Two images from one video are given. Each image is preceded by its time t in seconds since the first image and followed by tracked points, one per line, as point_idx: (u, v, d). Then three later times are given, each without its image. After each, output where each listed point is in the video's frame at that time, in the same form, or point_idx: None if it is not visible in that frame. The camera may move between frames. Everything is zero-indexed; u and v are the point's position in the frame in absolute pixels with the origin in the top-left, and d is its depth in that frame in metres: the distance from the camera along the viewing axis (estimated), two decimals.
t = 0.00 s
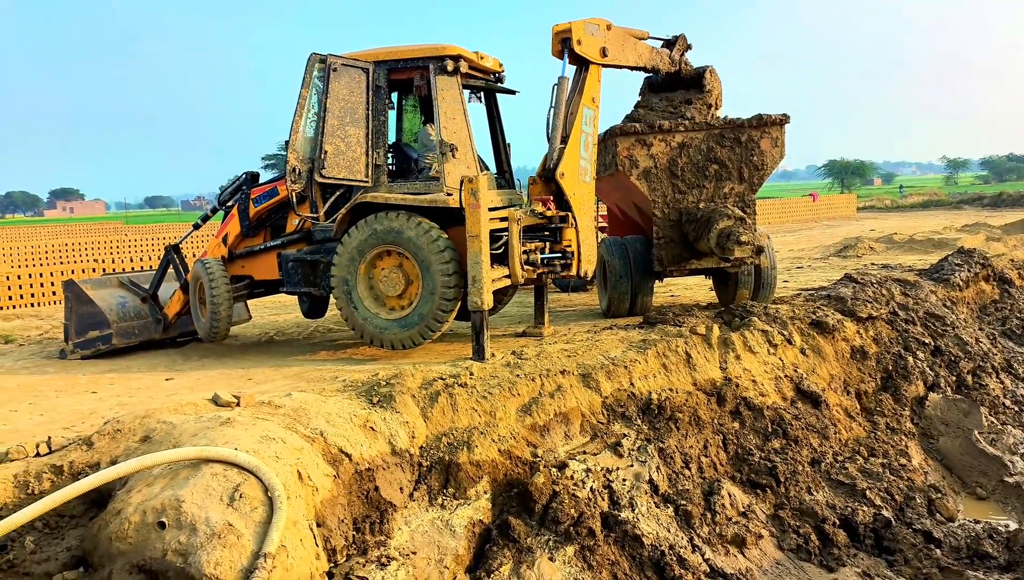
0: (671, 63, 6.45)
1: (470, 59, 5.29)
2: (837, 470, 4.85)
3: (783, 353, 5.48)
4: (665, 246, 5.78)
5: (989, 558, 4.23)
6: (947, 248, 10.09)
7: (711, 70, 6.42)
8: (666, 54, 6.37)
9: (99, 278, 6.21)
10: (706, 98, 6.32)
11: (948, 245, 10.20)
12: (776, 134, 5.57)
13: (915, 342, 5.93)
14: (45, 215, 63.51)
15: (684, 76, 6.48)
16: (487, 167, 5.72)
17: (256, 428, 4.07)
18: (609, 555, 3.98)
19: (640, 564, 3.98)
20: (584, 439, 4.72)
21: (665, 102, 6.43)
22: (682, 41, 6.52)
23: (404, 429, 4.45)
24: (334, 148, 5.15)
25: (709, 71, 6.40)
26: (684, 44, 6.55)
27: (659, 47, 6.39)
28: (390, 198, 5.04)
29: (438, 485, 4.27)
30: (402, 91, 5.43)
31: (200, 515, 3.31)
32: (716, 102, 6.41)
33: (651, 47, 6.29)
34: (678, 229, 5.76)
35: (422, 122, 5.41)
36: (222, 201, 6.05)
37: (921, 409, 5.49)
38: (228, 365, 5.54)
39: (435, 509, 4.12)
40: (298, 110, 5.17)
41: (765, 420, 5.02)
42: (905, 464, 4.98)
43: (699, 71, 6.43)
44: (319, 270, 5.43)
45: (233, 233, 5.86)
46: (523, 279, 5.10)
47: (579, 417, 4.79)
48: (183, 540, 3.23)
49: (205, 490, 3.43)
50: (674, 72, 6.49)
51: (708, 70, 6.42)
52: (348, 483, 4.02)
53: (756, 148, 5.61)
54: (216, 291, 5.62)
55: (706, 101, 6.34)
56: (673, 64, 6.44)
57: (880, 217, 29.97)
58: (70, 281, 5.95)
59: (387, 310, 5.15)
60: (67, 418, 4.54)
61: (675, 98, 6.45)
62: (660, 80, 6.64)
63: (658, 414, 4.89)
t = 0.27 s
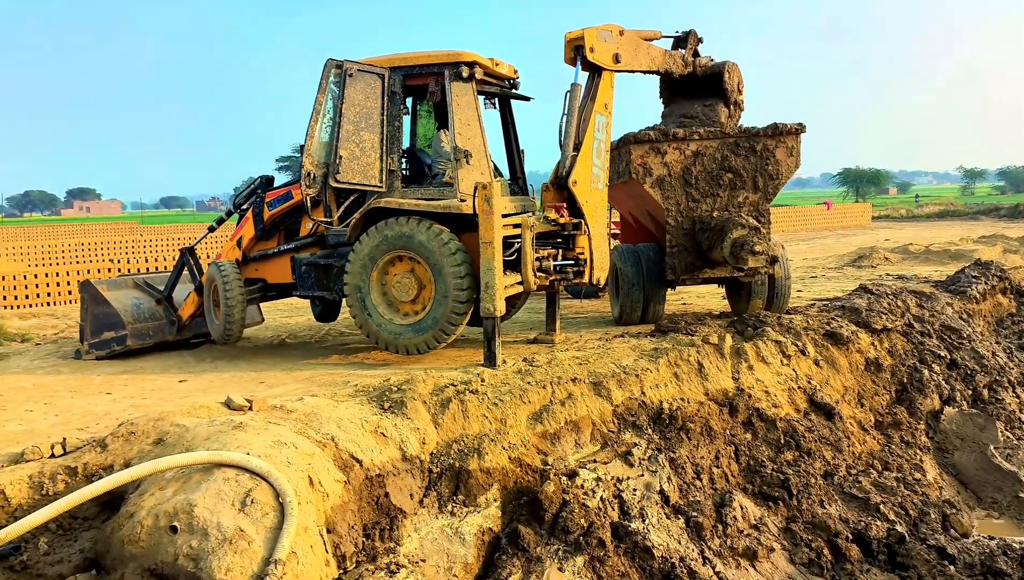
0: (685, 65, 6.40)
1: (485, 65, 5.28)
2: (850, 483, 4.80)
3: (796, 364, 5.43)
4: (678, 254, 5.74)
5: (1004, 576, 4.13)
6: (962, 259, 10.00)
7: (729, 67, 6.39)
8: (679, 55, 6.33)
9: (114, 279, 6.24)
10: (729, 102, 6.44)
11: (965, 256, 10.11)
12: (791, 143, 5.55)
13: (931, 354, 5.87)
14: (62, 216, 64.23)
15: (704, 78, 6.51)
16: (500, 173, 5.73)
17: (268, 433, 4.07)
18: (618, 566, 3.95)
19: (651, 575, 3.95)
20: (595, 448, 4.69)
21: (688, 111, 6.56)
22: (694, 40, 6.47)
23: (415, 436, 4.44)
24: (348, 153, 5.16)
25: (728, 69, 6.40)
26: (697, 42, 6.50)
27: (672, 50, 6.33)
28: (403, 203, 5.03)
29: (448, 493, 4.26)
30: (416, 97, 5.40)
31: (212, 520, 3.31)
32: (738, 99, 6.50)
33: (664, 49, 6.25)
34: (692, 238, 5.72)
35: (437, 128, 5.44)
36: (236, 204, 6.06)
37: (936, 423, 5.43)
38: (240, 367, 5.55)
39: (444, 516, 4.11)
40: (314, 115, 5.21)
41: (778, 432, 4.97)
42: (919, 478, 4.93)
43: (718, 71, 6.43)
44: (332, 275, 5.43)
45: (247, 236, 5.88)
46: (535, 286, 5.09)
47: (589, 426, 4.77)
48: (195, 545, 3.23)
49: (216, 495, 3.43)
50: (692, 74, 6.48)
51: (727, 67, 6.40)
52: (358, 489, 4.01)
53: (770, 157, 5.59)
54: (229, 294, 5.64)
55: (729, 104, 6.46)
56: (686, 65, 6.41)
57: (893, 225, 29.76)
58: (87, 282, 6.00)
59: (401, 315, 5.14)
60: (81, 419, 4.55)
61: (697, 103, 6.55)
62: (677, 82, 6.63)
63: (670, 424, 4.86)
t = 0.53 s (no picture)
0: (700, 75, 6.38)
1: (503, 76, 5.29)
2: (867, 500, 4.73)
3: (813, 379, 5.38)
4: (694, 267, 5.72)
5: None
6: (983, 275, 9.89)
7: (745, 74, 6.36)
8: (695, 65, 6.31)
9: (133, 284, 6.31)
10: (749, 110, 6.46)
11: (985, 271, 10.00)
12: (809, 157, 5.53)
13: (950, 371, 5.80)
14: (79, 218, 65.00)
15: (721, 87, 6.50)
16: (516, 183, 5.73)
17: (283, 441, 4.07)
18: None
19: None
20: (609, 460, 4.66)
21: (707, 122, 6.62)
22: (707, 47, 6.45)
23: (428, 446, 4.41)
24: (365, 162, 5.18)
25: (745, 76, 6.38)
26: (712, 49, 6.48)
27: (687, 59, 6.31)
28: (419, 213, 5.04)
29: (461, 504, 4.24)
30: (433, 107, 5.46)
31: (226, 529, 3.31)
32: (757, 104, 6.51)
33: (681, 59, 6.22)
34: (708, 251, 5.70)
35: (453, 139, 5.51)
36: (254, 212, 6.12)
37: (955, 440, 5.36)
38: (255, 374, 5.57)
39: (457, 528, 4.10)
40: (332, 124, 5.21)
41: (794, 447, 4.92)
42: (938, 496, 4.85)
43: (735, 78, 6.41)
44: (348, 283, 5.45)
45: (263, 244, 5.91)
46: (550, 297, 5.08)
47: (603, 438, 4.73)
48: (209, 553, 3.23)
49: (231, 503, 3.43)
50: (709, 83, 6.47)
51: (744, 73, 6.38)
52: (371, 498, 4.00)
53: (788, 170, 5.58)
54: (245, 301, 5.67)
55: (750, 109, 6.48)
56: (702, 75, 6.39)
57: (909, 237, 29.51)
58: (105, 287, 6.07)
59: (417, 325, 5.13)
60: (98, 424, 4.57)
61: (716, 113, 6.58)
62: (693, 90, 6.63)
63: (684, 438, 4.81)
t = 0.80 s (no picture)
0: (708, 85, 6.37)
1: (512, 88, 5.30)
2: (880, 515, 4.66)
3: (825, 393, 5.35)
4: (704, 279, 5.70)
5: None
6: (996, 287, 9.83)
7: (752, 81, 6.34)
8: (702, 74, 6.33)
9: (143, 296, 6.33)
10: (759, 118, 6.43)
11: (998, 283, 9.95)
12: (820, 168, 5.51)
13: (963, 384, 5.75)
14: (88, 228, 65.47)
15: (728, 96, 6.49)
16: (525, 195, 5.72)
17: (292, 454, 4.04)
18: None
19: None
20: (619, 474, 4.62)
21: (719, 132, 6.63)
22: (713, 55, 6.45)
23: (437, 459, 4.39)
24: (375, 174, 5.19)
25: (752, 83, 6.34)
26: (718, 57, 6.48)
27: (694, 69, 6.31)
28: (428, 225, 5.04)
29: (470, 517, 4.21)
30: (442, 119, 5.44)
31: (235, 542, 3.28)
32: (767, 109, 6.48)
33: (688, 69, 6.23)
34: (718, 263, 5.68)
35: (462, 150, 5.50)
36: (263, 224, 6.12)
37: (969, 454, 5.30)
38: (264, 386, 5.57)
39: (466, 541, 4.07)
40: (342, 137, 5.24)
41: (805, 461, 4.87)
42: (953, 511, 4.77)
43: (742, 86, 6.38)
44: (356, 295, 5.44)
45: (272, 255, 5.94)
46: (560, 309, 5.06)
47: (613, 451, 4.69)
48: (218, 566, 3.20)
49: (240, 517, 3.41)
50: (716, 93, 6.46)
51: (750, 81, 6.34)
52: (380, 512, 3.98)
53: (799, 181, 5.57)
54: (254, 313, 5.68)
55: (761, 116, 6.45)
56: (710, 85, 6.39)
57: (918, 248, 29.37)
58: (116, 298, 6.09)
59: (427, 338, 5.12)
60: (108, 435, 4.57)
61: (727, 123, 6.58)
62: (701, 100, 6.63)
63: (695, 451, 4.77)
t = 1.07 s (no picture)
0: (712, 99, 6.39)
1: (515, 101, 5.31)
2: (885, 530, 4.60)
3: (829, 407, 5.33)
4: (708, 291, 5.70)
5: None
6: (1000, 300, 9.85)
7: (755, 94, 6.32)
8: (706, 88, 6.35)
9: (146, 309, 6.35)
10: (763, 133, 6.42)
11: (1001, 296, 9.94)
12: (823, 181, 5.53)
13: (968, 398, 5.73)
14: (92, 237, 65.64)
15: (732, 109, 6.48)
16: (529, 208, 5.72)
17: (294, 468, 4.00)
18: None
19: None
20: (622, 488, 4.56)
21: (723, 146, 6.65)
22: (717, 68, 6.49)
23: (440, 472, 4.37)
24: (379, 188, 5.20)
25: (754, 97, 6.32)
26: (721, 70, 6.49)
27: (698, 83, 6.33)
28: (432, 237, 5.04)
29: (473, 532, 4.15)
30: (447, 131, 5.47)
31: (236, 558, 3.25)
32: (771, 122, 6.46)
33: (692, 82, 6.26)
34: (721, 275, 5.68)
35: (466, 162, 5.53)
36: (267, 236, 6.15)
37: (974, 469, 5.26)
38: (267, 399, 5.57)
39: (468, 556, 4.01)
40: (346, 150, 5.26)
41: (810, 475, 4.83)
42: (958, 526, 4.73)
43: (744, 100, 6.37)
44: (361, 308, 5.45)
45: (277, 268, 5.96)
46: (563, 322, 5.06)
47: (617, 465, 4.65)
48: None
49: (241, 532, 3.37)
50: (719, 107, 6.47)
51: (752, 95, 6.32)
52: (382, 526, 3.95)
53: (802, 195, 5.57)
54: (258, 325, 5.68)
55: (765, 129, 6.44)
56: (713, 98, 6.39)
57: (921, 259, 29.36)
58: (119, 311, 6.10)
59: (432, 351, 5.11)
60: (110, 449, 4.56)
61: (732, 138, 6.58)
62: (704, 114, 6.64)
63: (699, 465, 4.74)
